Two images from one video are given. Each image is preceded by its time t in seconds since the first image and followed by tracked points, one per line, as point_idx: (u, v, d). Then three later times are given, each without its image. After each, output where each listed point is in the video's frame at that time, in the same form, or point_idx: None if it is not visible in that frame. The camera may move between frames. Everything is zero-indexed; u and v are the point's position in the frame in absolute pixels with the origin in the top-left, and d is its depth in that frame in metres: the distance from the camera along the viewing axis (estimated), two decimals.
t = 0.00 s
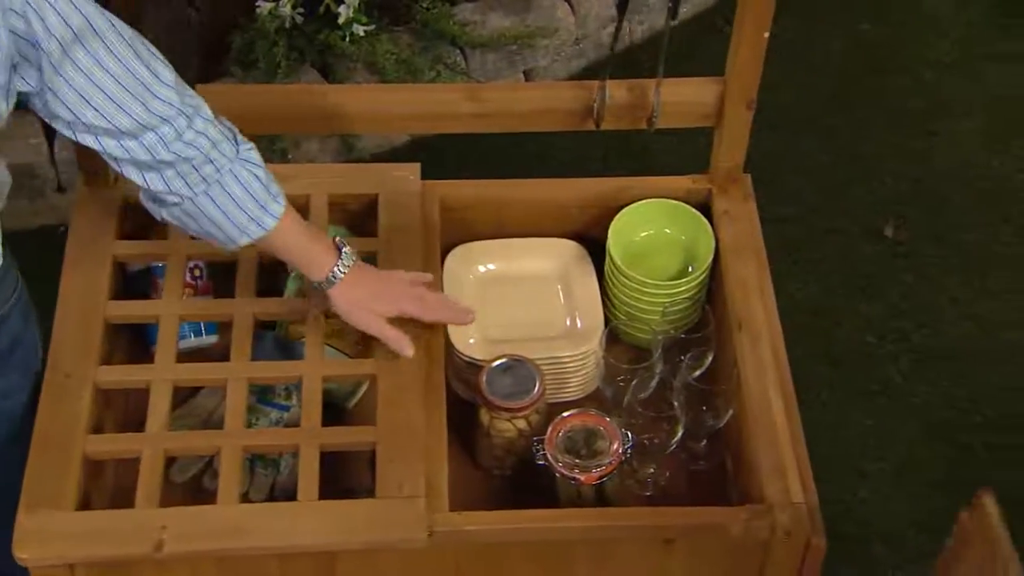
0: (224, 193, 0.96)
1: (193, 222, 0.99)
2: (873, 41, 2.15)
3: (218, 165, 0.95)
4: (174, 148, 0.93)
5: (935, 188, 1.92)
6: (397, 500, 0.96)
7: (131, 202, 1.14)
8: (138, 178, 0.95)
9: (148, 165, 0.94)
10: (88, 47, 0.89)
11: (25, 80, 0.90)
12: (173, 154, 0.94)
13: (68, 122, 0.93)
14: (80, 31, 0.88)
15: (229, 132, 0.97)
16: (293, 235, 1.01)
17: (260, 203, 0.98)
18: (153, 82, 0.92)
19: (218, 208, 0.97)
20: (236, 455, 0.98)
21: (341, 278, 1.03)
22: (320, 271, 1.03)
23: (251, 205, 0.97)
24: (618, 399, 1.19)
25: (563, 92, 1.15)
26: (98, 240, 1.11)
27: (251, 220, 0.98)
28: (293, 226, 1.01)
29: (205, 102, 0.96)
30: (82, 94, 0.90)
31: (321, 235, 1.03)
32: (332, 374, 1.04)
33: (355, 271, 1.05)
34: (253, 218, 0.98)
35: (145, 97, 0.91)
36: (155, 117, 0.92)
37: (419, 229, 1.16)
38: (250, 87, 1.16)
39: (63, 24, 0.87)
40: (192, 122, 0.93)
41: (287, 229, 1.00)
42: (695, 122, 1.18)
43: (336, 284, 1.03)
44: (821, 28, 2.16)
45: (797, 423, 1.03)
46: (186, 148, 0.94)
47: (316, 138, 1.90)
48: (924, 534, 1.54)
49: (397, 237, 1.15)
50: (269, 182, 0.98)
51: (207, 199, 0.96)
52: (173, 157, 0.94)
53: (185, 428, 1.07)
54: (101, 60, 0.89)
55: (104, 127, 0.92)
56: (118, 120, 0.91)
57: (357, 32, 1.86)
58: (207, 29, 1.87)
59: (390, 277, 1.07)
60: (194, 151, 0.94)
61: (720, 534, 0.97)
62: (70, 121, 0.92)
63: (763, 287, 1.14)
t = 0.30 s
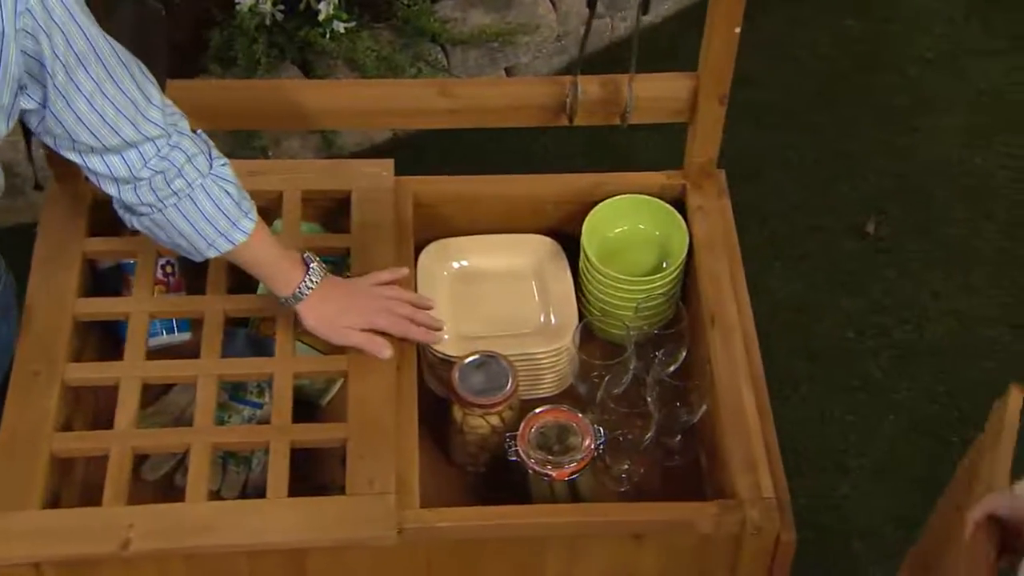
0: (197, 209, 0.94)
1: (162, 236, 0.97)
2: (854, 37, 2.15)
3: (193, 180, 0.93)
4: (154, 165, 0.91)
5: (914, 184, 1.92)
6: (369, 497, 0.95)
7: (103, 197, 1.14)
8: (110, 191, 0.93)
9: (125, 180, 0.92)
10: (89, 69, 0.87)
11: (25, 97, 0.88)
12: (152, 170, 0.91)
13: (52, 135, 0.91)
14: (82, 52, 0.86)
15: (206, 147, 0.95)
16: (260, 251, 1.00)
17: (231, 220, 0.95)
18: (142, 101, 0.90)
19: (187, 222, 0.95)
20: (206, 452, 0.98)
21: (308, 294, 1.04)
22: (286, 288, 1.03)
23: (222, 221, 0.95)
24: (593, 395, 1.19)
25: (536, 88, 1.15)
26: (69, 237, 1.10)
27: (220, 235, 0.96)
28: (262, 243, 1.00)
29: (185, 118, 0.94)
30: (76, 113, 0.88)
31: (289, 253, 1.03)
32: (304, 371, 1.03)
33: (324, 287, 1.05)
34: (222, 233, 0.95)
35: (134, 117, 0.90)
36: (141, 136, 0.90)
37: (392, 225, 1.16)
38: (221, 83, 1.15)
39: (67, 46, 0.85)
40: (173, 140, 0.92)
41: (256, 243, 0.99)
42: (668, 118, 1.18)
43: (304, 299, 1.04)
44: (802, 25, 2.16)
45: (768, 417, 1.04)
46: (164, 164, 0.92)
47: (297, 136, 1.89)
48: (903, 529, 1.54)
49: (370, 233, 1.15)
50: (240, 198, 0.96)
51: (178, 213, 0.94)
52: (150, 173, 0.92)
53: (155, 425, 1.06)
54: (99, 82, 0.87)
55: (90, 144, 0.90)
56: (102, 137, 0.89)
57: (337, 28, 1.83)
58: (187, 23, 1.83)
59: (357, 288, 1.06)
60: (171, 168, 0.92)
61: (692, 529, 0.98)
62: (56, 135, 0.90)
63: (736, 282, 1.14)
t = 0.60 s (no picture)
0: (173, 205, 0.93)
1: (139, 232, 0.96)
2: (841, 36, 2.15)
3: (168, 176, 0.92)
4: (127, 161, 0.91)
5: (899, 181, 1.93)
6: (345, 495, 0.95)
7: (80, 193, 1.13)
8: (88, 189, 0.92)
9: (100, 178, 0.91)
10: (59, 68, 0.85)
11: None
12: (126, 167, 0.91)
13: (21, 134, 0.89)
14: (51, 51, 0.84)
15: (179, 141, 0.94)
16: (236, 251, 0.99)
17: (209, 216, 0.95)
18: (113, 97, 0.89)
19: (164, 218, 0.94)
20: (181, 450, 0.97)
21: (290, 292, 1.03)
22: (265, 286, 1.02)
23: (200, 216, 0.94)
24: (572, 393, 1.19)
25: (515, 84, 1.15)
26: (45, 234, 1.09)
27: (199, 231, 0.95)
28: (241, 244, 0.99)
29: (157, 113, 0.93)
30: (47, 113, 0.86)
31: (269, 250, 1.01)
32: (281, 369, 1.03)
33: (306, 286, 1.04)
34: (200, 228, 0.95)
35: (106, 114, 0.88)
36: (112, 132, 0.89)
37: (372, 222, 1.15)
38: (200, 79, 1.14)
39: (36, 45, 0.83)
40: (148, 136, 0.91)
41: (235, 239, 0.98)
42: (648, 114, 1.18)
43: (285, 298, 1.03)
44: (789, 22, 2.16)
45: (745, 414, 1.03)
46: (137, 159, 0.91)
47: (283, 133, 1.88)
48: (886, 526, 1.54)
49: (349, 231, 1.14)
50: (219, 195, 0.95)
51: (155, 210, 0.93)
52: (125, 169, 0.91)
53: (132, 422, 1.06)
54: (70, 80, 0.86)
55: (62, 143, 0.88)
56: (73, 132, 0.88)
57: (323, 26, 1.82)
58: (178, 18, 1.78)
59: (340, 287, 1.06)
60: (144, 163, 0.91)
61: (670, 527, 0.97)
62: (27, 135, 0.88)
63: (715, 279, 1.14)
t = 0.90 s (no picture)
0: (163, 206, 0.93)
1: (127, 230, 0.96)
2: (837, 35, 2.14)
3: (157, 176, 0.92)
4: (113, 158, 0.90)
5: (894, 180, 1.92)
6: (332, 493, 0.95)
7: (69, 190, 1.13)
8: (75, 185, 0.92)
9: (88, 175, 0.91)
10: (33, 59, 0.83)
11: None
12: (113, 165, 0.90)
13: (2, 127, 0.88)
14: (25, 43, 0.82)
15: (170, 142, 0.94)
16: (225, 248, 0.98)
17: (199, 216, 0.95)
18: (96, 93, 0.87)
19: (152, 217, 0.94)
20: (168, 447, 0.97)
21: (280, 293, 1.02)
22: (253, 285, 1.01)
23: (190, 217, 0.94)
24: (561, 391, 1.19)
25: (506, 82, 1.15)
26: (34, 231, 1.09)
27: (188, 231, 0.95)
28: (228, 241, 0.98)
29: (145, 109, 0.92)
30: (22, 104, 0.84)
31: (259, 248, 1.01)
32: (269, 366, 1.03)
33: (297, 289, 1.03)
34: (189, 229, 0.95)
35: (88, 109, 0.87)
36: (97, 129, 0.88)
37: (361, 219, 1.15)
38: (190, 76, 1.14)
39: (7, 35, 0.81)
40: (132, 133, 0.90)
41: (224, 238, 0.98)
42: (639, 112, 1.18)
43: (275, 299, 1.02)
44: (784, 21, 2.16)
45: (734, 413, 1.03)
46: (126, 158, 0.90)
47: (278, 131, 1.88)
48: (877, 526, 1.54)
49: (338, 228, 1.14)
50: (209, 194, 0.95)
51: (143, 209, 0.93)
52: (112, 168, 0.91)
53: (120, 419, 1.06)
54: (46, 72, 0.84)
55: (43, 138, 0.87)
56: (55, 128, 0.86)
57: (318, 24, 1.82)
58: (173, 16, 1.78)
59: (331, 303, 1.05)
60: (133, 162, 0.91)
61: (659, 525, 0.97)
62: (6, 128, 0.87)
63: (705, 278, 1.14)
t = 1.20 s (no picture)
0: (160, 198, 0.93)
1: (125, 222, 0.96)
2: (842, 35, 2.14)
3: (155, 168, 0.92)
4: (109, 147, 0.89)
5: (898, 181, 1.92)
6: (329, 488, 0.95)
7: (69, 184, 1.13)
8: (72, 174, 0.92)
9: (83, 164, 0.90)
10: (17, 37, 0.83)
11: None
12: (107, 154, 0.90)
13: None
14: (11, 24, 0.83)
15: (169, 135, 0.94)
16: (224, 243, 0.99)
17: (197, 210, 0.95)
18: (88, 77, 0.87)
19: (150, 210, 0.94)
20: (164, 442, 0.97)
21: (277, 288, 1.02)
22: (252, 280, 1.01)
23: (186, 210, 0.94)
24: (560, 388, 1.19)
25: (506, 78, 1.15)
26: (34, 226, 1.09)
27: (185, 225, 0.95)
28: (227, 235, 0.98)
29: (141, 100, 0.92)
30: (8, 84, 0.84)
31: (258, 243, 1.01)
32: (266, 361, 1.03)
33: (295, 285, 1.03)
34: (186, 222, 0.95)
35: (78, 93, 0.86)
36: (89, 114, 0.87)
37: (361, 215, 1.15)
38: (191, 70, 1.14)
39: None
40: (127, 121, 0.89)
41: (222, 233, 0.98)
42: (639, 110, 1.17)
43: (272, 294, 1.02)
44: (789, 21, 2.15)
45: (732, 412, 1.03)
46: (123, 150, 0.90)
47: (282, 128, 1.87)
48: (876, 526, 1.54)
49: (337, 223, 1.14)
50: (207, 188, 0.95)
51: (140, 200, 0.93)
52: (108, 157, 0.90)
53: (117, 414, 1.06)
54: (32, 53, 0.84)
55: (34, 121, 0.87)
56: (46, 112, 0.86)
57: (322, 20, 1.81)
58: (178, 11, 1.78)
59: (330, 298, 1.05)
60: (131, 155, 0.91)
61: (654, 522, 0.97)
62: None
63: (704, 276, 1.13)
